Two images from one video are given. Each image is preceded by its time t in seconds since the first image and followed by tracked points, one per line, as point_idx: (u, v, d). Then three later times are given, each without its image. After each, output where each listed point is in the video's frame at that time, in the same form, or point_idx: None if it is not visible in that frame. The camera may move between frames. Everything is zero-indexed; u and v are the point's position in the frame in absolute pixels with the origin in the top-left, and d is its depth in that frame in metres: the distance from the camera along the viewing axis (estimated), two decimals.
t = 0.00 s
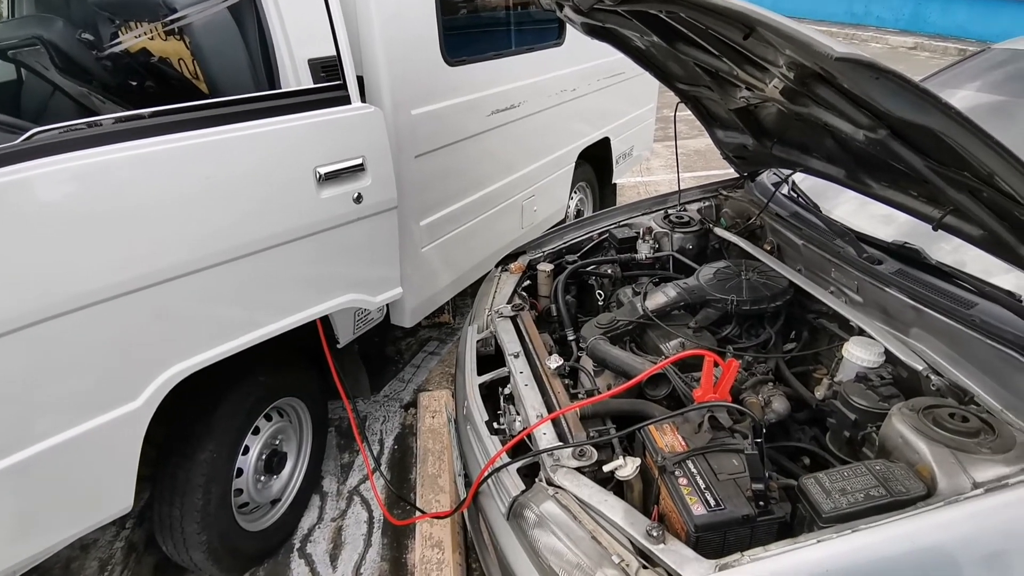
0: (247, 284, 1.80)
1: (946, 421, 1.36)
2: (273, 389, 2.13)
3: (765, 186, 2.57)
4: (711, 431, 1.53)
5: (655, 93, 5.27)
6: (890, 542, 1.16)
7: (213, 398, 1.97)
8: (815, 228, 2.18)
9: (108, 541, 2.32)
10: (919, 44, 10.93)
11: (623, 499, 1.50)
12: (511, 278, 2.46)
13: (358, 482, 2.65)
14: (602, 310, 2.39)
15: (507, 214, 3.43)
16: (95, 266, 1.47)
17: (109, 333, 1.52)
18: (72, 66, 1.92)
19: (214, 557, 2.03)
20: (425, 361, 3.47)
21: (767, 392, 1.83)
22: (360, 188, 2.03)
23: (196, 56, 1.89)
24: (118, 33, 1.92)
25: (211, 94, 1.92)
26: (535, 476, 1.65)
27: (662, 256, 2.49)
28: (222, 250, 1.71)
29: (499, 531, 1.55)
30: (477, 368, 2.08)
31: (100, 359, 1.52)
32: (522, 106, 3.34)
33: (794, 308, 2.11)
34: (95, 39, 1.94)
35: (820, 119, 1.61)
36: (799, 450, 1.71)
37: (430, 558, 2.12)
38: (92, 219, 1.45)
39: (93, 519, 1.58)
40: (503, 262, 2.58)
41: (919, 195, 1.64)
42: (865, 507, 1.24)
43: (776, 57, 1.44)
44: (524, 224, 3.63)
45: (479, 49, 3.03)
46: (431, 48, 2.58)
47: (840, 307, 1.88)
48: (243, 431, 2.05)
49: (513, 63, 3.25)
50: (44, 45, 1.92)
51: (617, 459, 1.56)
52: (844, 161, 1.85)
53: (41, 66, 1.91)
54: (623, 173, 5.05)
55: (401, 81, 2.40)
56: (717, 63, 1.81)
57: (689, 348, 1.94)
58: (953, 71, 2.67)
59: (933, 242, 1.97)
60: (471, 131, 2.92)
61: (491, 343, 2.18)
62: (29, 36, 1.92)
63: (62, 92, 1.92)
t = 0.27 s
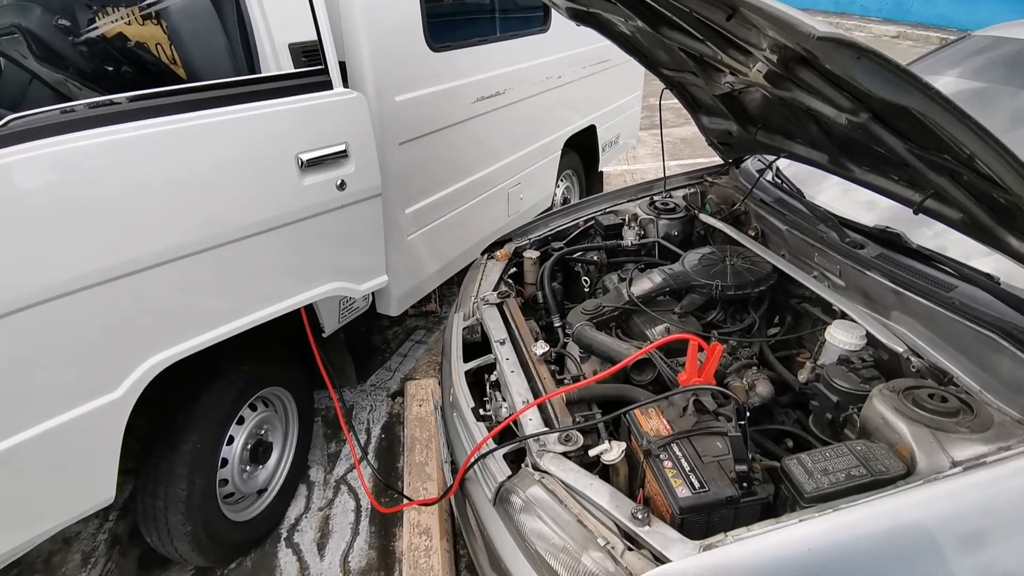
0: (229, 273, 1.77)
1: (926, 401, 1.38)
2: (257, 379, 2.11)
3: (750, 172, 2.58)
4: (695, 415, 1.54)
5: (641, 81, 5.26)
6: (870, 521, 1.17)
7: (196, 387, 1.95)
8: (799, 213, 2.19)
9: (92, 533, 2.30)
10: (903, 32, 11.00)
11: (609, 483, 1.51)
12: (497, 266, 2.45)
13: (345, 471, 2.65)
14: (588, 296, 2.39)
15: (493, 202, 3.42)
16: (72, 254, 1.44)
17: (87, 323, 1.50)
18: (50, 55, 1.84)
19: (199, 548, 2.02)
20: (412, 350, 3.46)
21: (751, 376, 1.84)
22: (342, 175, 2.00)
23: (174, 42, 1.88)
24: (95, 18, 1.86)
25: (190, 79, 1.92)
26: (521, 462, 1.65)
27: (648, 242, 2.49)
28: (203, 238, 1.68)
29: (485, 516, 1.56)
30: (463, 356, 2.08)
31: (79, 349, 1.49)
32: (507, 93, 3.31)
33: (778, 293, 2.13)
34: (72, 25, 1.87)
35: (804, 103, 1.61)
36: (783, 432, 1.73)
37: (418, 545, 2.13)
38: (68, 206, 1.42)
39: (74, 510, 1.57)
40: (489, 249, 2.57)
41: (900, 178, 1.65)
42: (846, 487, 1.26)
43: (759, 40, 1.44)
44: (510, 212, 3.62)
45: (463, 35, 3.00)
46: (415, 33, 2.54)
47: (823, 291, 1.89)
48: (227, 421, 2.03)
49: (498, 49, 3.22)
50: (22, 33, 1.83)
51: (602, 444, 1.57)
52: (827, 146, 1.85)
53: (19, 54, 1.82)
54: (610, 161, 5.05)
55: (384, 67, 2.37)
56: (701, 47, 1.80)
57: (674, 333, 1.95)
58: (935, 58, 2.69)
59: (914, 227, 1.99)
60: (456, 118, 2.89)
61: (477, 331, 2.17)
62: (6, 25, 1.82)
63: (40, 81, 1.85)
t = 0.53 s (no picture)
0: (206, 258, 1.75)
1: (903, 379, 1.40)
2: (239, 365, 2.09)
3: (733, 152, 2.58)
4: (676, 395, 1.55)
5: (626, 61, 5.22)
6: (846, 497, 1.19)
7: (177, 375, 1.93)
8: (781, 193, 2.19)
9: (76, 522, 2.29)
10: (889, 11, 10.99)
11: (591, 464, 1.51)
12: (480, 249, 2.44)
13: (331, 456, 2.64)
14: (571, 279, 2.39)
15: (477, 185, 3.39)
16: (42, 241, 1.41)
17: (61, 311, 1.47)
18: (24, 39, 1.82)
19: (184, 534, 2.02)
20: (398, 335, 3.45)
21: (732, 356, 1.85)
22: (321, 158, 1.96)
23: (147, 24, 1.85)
24: None
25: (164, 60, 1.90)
26: (505, 444, 1.66)
27: (632, 224, 2.49)
28: (179, 223, 1.65)
29: (468, 499, 1.56)
30: (446, 339, 2.07)
31: (53, 338, 1.47)
32: (490, 73, 3.27)
33: (760, 273, 2.13)
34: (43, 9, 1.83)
35: (785, 82, 1.60)
36: (763, 411, 1.75)
37: (404, 528, 2.15)
38: (39, 192, 1.39)
39: (54, 500, 1.55)
40: (473, 232, 2.55)
41: (880, 157, 1.66)
42: (823, 464, 1.27)
43: (739, 17, 1.43)
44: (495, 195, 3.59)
45: (445, 15, 2.95)
46: (394, 13, 2.50)
47: (804, 271, 1.90)
48: (210, 408, 2.02)
49: (481, 29, 3.17)
50: None
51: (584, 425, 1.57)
52: (808, 126, 1.85)
53: None
54: (595, 143, 5.03)
55: (364, 47, 2.33)
56: (682, 25, 1.79)
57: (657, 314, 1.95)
58: (918, 36, 2.69)
59: (894, 206, 2.00)
60: (439, 99, 2.86)
61: (460, 314, 2.17)
62: None
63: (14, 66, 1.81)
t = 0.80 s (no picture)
0: (172, 251, 1.71)
1: (869, 358, 1.42)
2: (210, 359, 2.06)
3: (706, 134, 2.58)
4: (648, 378, 1.56)
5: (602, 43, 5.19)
6: (811, 475, 1.21)
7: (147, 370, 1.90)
8: (753, 175, 2.20)
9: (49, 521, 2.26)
10: None
11: (565, 449, 1.52)
12: (455, 235, 2.42)
13: (309, 447, 2.63)
14: (547, 264, 2.38)
15: (453, 170, 3.36)
16: None
17: (21, 308, 1.44)
18: None
19: (160, 530, 1.99)
20: (376, 323, 3.43)
21: (705, 338, 1.87)
22: (288, 146, 1.92)
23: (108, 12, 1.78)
24: None
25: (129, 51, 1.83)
26: (479, 432, 1.66)
27: (606, 208, 2.48)
28: (142, 215, 1.61)
29: (443, 487, 1.56)
30: (421, 328, 2.06)
31: (13, 336, 1.43)
32: (463, 57, 3.23)
33: (733, 256, 2.15)
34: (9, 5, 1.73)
35: (753, 63, 1.60)
36: (736, 392, 1.77)
37: (383, 517, 2.16)
38: None
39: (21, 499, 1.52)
40: (447, 219, 2.53)
41: (847, 138, 1.66)
42: (790, 444, 1.29)
43: None
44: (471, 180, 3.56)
45: None
46: None
47: (774, 253, 1.91)
48: (181, 402, 1.99)
49: (452, 11, 3.12)
50: None
51: (557, 411, 1.58)
52: (778, 108, 1.85)
53: None
54: (572, 126, 5.00)
55: (331, 31, 2.28)
56: (650, 8, 1.78)
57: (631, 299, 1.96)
58: (887, 16, 2.70)
59: (861, 186, 2.02)
60: (410, 84, 2.81)
61: (435, 302, 2.15)
62: None
63: None
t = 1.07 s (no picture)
0: (121, 247, 1.67)
1: (818, 340, 1.46)
2: (167, 357, 2.02)
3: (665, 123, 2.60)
4: (607, 365, 1.58)
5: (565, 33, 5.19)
6: (761, 455, 1.25)
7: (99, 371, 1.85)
8: (710, 163, 2.23)
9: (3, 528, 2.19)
10: None
11: (527, 438, 1.53)
12: (417, 227, 2.41)
13: (275, 444, 2.60)
14: (510, 254, 2.39)
15: (416, 161, 3.33)
16: None
17: None
18: None
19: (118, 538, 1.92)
20: (342, 317, 3.39)
21: (666, 325, 1.90)
22: (240, 138, 1.86)
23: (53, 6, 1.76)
24: None
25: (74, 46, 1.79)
26: (442, 423, 1.66)
27: (568, 198, 2.49)
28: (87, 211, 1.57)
29: (407, 479, 1.56)
30: (384, 321, 2.05)
31: None
32: (423, 46, 3.20)
33: (692, 243, 2.18)
34: None
35: (706, 52, 1.62)
36: (695, 377, 1.81)
37: (350, 511, 2.15)
38: None
39: None
40: (410, 211, 2.51)
41: (798, 127, 1.69)
42: (743, 425, 1.33)
43: None
44: (435, 171, 3.54)
45: None
46: None
47: (731, 240, 1.95)
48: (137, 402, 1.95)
49: None
50: None
51: (519, 400, 1.59)
52: (732, 96, 1.88)
53: None
54: (537, 116, 5.00)
55: (283, 20, 2.23)
56: None
57: (592, 288, 1.98)
58: (839, 5, 2.76)
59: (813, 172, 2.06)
60: (369, 74, 2.77)
61: (398, 295, 2.14)
62: None
63: None
